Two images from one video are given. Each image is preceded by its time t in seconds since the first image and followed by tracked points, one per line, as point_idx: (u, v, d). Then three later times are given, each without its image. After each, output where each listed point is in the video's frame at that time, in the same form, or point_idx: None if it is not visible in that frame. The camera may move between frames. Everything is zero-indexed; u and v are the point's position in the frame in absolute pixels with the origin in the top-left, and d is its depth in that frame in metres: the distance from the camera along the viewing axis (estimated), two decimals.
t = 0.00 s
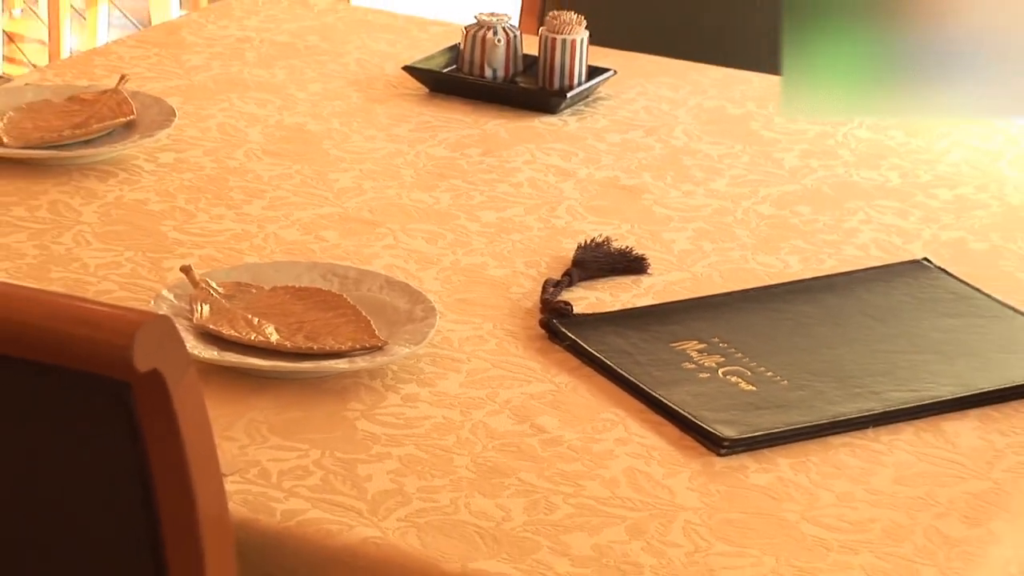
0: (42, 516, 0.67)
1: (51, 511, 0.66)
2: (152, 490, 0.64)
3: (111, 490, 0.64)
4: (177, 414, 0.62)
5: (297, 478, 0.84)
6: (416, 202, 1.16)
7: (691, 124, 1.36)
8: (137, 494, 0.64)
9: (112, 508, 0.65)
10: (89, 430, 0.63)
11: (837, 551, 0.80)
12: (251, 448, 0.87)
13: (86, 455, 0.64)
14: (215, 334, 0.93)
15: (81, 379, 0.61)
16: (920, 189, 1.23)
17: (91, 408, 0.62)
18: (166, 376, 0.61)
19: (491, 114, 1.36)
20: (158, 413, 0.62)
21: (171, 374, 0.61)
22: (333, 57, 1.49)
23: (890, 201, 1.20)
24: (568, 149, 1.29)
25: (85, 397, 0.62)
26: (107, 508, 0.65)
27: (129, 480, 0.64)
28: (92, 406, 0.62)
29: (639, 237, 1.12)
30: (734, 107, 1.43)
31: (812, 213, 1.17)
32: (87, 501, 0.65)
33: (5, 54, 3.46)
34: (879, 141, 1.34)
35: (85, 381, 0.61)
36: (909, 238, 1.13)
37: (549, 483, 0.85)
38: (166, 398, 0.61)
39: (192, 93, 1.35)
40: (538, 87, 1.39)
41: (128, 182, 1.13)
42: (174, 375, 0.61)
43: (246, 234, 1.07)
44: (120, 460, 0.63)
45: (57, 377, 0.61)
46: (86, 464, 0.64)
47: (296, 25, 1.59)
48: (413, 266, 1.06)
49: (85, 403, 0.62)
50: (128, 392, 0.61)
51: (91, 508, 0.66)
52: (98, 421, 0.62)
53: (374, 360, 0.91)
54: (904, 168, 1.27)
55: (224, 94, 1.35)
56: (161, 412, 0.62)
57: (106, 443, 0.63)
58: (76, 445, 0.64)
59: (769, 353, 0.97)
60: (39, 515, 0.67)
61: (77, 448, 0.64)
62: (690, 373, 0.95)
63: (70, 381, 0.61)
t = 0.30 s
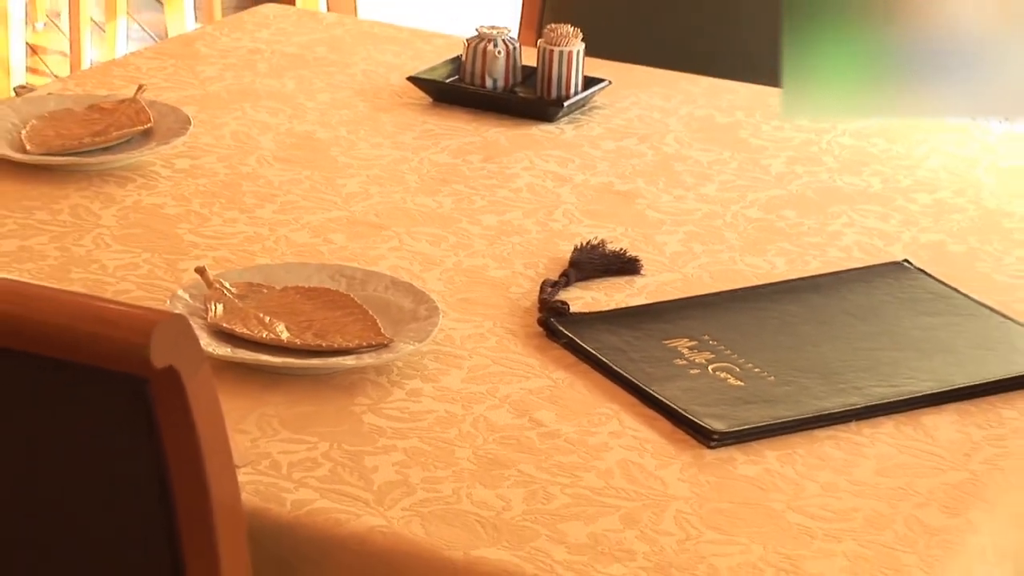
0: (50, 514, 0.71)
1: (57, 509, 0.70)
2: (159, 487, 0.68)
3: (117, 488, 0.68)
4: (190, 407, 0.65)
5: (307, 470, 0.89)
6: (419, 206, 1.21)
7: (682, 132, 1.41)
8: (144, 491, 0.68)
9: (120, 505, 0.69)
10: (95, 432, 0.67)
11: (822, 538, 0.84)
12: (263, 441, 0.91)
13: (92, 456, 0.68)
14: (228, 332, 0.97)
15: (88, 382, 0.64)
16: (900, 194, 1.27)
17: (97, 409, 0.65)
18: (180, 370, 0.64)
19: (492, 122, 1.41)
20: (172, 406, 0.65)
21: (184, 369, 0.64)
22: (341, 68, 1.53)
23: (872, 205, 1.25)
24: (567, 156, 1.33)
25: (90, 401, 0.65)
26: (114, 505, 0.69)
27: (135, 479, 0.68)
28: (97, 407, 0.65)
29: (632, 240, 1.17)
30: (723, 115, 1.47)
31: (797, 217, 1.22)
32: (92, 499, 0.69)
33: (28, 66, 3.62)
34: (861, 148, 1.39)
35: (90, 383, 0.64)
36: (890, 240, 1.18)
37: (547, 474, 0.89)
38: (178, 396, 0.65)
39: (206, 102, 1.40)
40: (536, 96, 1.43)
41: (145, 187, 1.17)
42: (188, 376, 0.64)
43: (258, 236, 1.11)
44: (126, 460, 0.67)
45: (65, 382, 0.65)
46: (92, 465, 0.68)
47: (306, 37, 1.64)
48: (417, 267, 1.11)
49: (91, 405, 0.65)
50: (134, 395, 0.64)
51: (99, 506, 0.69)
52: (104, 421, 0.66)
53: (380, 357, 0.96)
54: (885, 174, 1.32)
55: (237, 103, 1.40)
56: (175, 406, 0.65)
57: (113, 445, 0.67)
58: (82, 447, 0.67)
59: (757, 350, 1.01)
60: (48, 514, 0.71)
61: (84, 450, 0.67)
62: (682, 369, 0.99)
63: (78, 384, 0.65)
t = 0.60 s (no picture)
0: (65, 506, 0.75)
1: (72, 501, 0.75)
2: (168, 483, 0.72)
3: (128, 482, 0.73)
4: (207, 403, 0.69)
5: (316, 461, 0.93)
6: (423, 210, 1.25)
7: (674, 140, 1.46)
8: (153, 485, 0.72)
9: (127, 498, 0.73)
10: (106, 429, 0.71)
11: (807, 526, 0.88)
12: (274, 434, 0.96)
13: (104, 451, 0.72)
14: (241, 330, 1.02)
15: (100, 382, 0.69)
16: (881, 199, 1.32)
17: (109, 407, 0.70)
18: (196, 366, 0.68)
19: (492, 130, 1.46)
20: (188, 403, 0.69)
21: (200, 366, 0.68)
22: (348, 79, 1.58)
23: (854, 209, 1.30)
24: (565, 162, 1.38)
25: (103, 400, 0.69)
26: (125, 497, 0.73)
27: (146, 474, 0.72)
28: (109, 406, 0.70)
29: (626, 242, 1.22)
30: (712, 123, 1.52)
31: (784, 221, 1.27)
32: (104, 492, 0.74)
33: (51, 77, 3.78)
34: (844, 155, 1.44)
35: (102, 384, 0.69)
36: (872, 243, 1.23)
37: (545, 465, 0.94)
38: (193, 394, 0.68)
39: (220, 111, 1.45)
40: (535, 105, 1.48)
41: (162, 192, 1.22)
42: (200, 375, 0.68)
43: (270, 239, 1.16)
44: (136, 455, 0.71)
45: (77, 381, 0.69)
46: (104, 460, 0.72)
47: (316, 49, 1.69)
48: (421, 268, 1.15)
49: (103, 404, 0.70)
50: (144, 395, 0.68)
51: (111, 499, 0.74)
52: (114, 419, 0.70)
53: (386, 353, 1.01)
54: (867, 179, 1.37)
55: (250, 112, 1.45)
56: (191, 402, 0.69)
57: (124, 441, 0.71)
58: (94, 443, 0.72)
59: (746, 348, 1.06)
60: (63, 505, 0.75)
61: (96, 446, 0.72)
62: (673, 366, 1.04)
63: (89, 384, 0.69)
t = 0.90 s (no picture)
0: (73, 508, 0.80)
1: (80, 501, 0.80)
2: (172, 478, 0.77)
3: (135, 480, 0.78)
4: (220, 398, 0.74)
5: (325, 452, 0.98)
6: (427, 213, 1.31)
7: (666, 147, 1.51)
8: (159, 481, 0.78)
9: (127, 499, 0.79)
10: (113, 430, 0.76)
11: (792, 515, 0.93)
12: (284, 427, 1.01)
13: (111, 450, 0.77)
14: (254, 328, 1.07)
15: (107, 381, 0.74)
16: (863, 203, 1.37)
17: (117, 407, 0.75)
18: (211, 362, 0.72)
19: (493, 137, 1.51)
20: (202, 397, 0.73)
21: (216, 362, 0.72)
22: (355, 89, 1.64)
23: (838, 212, 1.35)
24: (562, 168, 1.43)
25: (110, 402, 0.75)
26: (131, 494, 0.79)
27: (153, 469, 0.77)
28: (118, 407, 0.75)
29: (620, 244, 1.27)
30: (703, 131, 1.57)
31: (770, 223, 1.32)
32: (112, 491, 0.79)
33: (74, 87, 3.88)
34: (828, 161, 1.49)
35: (111, 384, 0.74)
36: (854, 245, 1.28)
37: (543, 457, 0.99)
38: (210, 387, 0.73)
39: (233, 119, 1.50)
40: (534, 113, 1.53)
41: (179, 197, 1.27)
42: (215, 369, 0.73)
43: (281, 241, 1.21)
44: (141, 452, 0.77)
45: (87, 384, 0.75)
46: (111, 458, 0.78)
47: (323, 60, 1.74)
48: (425, 269, 1.21)
49: (113, 405, 0.75)
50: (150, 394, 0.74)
51: (120, 499, 0.79)
52: (122, 419, 0.76)
53: (391, 350, 1.06)
54: (848, 184, 1.42)
55: (262, 120, 1.50)
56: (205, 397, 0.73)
57: (129, 438, 0.76)
58: (102, 443, 0.77)
59: (734, 345, 1.11)
60: (71, 508, 0.81)
61: (104, 446, 0.77)
62: (665, 362, 1.09)
63: (98, 385, 0.74)
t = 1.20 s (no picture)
0: (80, 505, 0.85)
1: (86, 499, 0.85)
2: (175, 478, 0.81)
3: (138, 480, 0.82)
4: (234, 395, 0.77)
5: (333, 445, 1.03)
6: (430, 217, 1.36)
7: (657, 153, 1.57)
8: (162, 481, 0.82)
9: (127, 499, 0.83)
10: (119, 430, 0.80)
11: (778, 504, 0.98)
12: (294, 420, 1.06)
13: (116, 451, 0.81)
14: (265, 326, 1.13)
15: (111, 384, 0.78)
16: (845, 207, 1.43)
17: (123, 409, 0.79)
18: (224, 358, 0.75)
19: (494, 144, 1.56)
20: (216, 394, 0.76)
21: (228, 358, 0.75)
22: (362, 98, 1.69)
23: (822, 216, 1.40)
24: (559, 173, 1.49)
25: (116, 404, 0.79)
26: (135, 493, 0.83)
27: (157, 470, 0.81)
28: (123, 410, 0.79)
29: (614, 246, 1.32)
30: (693, 138, 1.63)
31: (757, 227, 1.37)
32: (117, 490, 0.83)
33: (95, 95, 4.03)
34: (812, 167, 1.54)
35: (116, 387, 0.78)
36: (837, 246, 1.33)
37: (541, 448, 1.04)
38: (221, 381, 0.76)
39: (247, 127, 1.55)
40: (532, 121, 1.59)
41: (194, 201, 1.33)
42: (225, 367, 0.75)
43: (292, 243, 1.27)
44: (145, 453, 0.81)
45: (93, 386, 0.79)
46: (116, 458, 0.82)
47: (332, 71, 1.80)
48: (429, 270, 1.26)
49: (118, 408, 0.79)
50: (153, 397, 0.78)
51: (125, 499, 0.83)
52: (127, 420, 0.80)
53: (396, 347, 1.11)
54: (832, 188, 1.48)
55: (273, 128, 1.56)
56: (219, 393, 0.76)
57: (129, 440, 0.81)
58: (108, 444, 0.81)
59: (723, 342, 1.16)
60: (78, 506, 0.85)
61: (110, 446, 0.81)
62: (657, 358, 1.14)
63: (104, 388, 0.79)
